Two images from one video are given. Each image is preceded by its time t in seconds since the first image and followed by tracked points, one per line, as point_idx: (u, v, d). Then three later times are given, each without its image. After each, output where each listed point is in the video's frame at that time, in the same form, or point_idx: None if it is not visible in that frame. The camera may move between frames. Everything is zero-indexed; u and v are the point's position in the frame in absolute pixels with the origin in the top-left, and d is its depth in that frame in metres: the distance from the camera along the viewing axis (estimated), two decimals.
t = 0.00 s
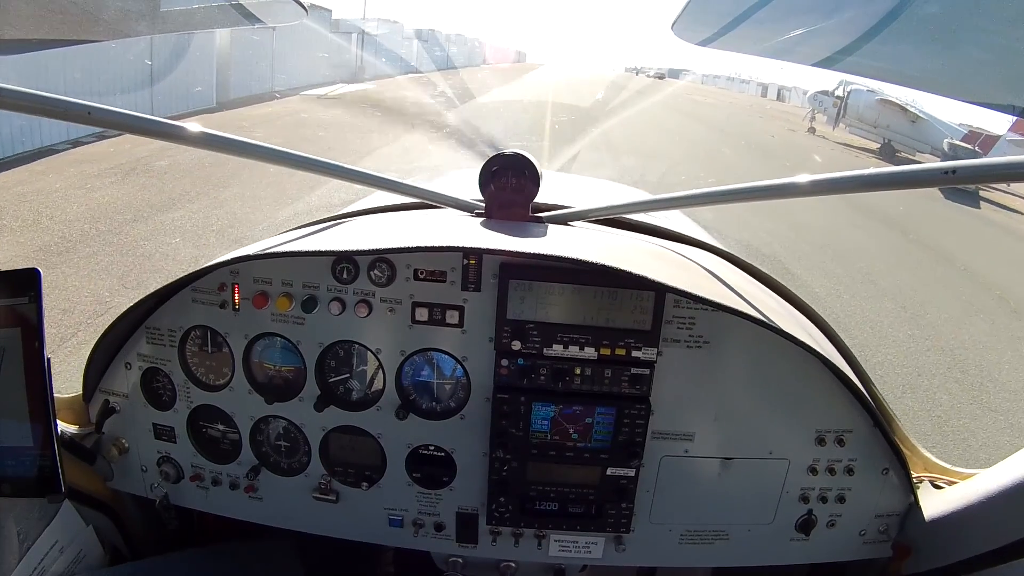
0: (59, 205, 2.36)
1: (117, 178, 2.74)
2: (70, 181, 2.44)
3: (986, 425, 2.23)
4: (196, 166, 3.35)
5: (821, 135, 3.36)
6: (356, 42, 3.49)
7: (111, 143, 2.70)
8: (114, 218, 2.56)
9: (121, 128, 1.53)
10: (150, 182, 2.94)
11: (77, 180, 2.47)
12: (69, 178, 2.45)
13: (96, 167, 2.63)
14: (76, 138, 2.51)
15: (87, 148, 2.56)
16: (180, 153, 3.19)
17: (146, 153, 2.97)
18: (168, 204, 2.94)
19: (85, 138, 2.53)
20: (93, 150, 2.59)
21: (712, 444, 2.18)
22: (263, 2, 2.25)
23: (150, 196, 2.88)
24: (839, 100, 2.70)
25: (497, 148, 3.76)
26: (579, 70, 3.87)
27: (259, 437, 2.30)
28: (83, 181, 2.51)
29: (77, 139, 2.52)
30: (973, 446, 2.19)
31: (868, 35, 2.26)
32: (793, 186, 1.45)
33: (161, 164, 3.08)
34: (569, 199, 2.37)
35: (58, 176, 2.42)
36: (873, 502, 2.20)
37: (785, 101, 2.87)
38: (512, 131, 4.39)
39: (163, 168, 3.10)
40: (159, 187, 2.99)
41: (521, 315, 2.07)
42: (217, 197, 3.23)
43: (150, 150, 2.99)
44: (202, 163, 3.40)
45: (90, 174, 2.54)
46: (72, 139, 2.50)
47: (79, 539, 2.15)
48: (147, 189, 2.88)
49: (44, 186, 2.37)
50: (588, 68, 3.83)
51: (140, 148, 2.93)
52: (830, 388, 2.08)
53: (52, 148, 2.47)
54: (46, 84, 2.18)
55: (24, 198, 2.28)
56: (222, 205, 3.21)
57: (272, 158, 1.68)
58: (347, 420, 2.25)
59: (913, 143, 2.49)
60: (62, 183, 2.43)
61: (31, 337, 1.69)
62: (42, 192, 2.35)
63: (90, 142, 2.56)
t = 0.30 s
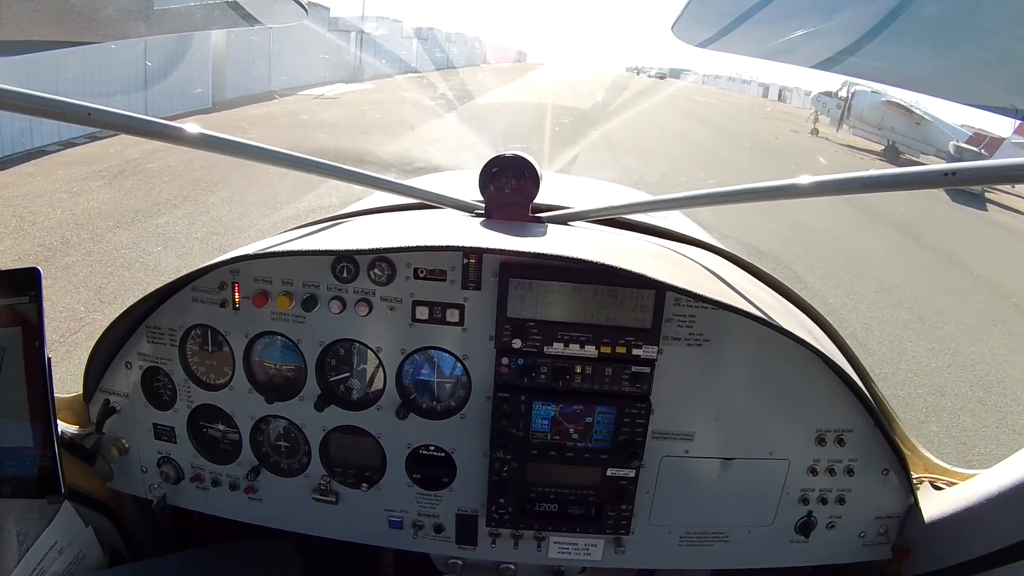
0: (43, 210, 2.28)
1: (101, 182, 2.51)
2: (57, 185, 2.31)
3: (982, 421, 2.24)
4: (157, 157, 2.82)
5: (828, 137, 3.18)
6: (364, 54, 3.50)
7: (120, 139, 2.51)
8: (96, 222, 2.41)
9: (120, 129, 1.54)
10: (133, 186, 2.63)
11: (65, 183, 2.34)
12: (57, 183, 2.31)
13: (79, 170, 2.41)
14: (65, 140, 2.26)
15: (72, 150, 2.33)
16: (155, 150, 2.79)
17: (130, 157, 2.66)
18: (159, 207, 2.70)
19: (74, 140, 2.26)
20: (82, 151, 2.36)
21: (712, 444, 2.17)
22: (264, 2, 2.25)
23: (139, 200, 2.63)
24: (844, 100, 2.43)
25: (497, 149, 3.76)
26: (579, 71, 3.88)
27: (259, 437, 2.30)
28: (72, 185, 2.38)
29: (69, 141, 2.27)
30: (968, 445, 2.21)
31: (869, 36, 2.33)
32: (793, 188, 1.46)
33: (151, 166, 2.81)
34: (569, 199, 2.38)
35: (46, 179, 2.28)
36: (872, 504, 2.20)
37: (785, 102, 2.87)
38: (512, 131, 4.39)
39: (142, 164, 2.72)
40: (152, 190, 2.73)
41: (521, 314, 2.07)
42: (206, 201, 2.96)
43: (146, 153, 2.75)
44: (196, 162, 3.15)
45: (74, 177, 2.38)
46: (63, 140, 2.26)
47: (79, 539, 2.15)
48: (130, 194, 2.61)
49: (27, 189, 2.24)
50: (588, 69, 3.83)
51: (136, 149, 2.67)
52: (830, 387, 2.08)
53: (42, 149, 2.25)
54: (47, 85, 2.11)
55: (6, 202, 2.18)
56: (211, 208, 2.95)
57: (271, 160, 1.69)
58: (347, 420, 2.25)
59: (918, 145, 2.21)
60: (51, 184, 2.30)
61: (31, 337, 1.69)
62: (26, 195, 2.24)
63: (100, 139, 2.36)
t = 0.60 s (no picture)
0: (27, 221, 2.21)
1: (87, 192, 2.38)
2: (44, 194, 2.24)
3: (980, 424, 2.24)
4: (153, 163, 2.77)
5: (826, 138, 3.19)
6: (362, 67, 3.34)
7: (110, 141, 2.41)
8: (80, 235, 2.30)
9: (122, 129, 1.55)
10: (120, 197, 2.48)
11: (52, 193, 2.25)
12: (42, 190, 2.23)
13: (62, 178, 2.27)
14: (57, 146, 2.20)
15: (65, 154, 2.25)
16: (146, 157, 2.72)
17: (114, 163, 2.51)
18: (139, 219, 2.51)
19: (67, 144, 2.21)
20: (76, 156, 2.26)
21: (711, 443, 2.18)
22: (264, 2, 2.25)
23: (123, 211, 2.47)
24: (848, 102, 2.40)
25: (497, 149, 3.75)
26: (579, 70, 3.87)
27: (260, 436, 2.31)
28: (62, 195, 2.29)
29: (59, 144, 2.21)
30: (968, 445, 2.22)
31: (869, 36, 2.24)
32: (793, 188, 1.46)
33: (139, 174, 2.66)
34: (569, 200, 2.38)
35: (32, 189, 2.21)
36: (872, 502, 2.21)
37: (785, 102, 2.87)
38: (512, 131, 4.38)
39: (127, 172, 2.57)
40: (139, 199, 2.56)
41: (521, 314, 2.07)
42: (193, 213, 2.77)
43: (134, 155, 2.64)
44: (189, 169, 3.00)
45: (60, 186, 2.27)
46: (55, 145, 2.19)
47: (79, 538, 2.15)
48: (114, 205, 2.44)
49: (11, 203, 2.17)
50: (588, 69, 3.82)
51: (123, 155, 2.54)
52: (829, 387, 2.08)
53: (33, 155, 2.15)
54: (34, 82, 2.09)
55: None
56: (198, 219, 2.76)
57: (271, 159, 1.69)
58: (347, 419, 2.25)
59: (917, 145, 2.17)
60: (36, 195, 2.23)
61: (32, 337, 1.69)
62: (11, 205, 2.17)
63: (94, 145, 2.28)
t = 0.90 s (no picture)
0: (9, 226, 2.22)
1: (71, 195, 2.45)
2: (27, 196, 2.28)
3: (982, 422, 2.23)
4: (140, 165, 2.95)
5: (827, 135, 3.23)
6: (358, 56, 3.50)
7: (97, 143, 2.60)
8: (61, 241, 2.31)
9: (120, 129, 1.54)
10: (114, 196, 2.63)
11: (37, 194, 2.31)
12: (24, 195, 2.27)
13: (53, 178, 2.40)
14: (49, 145, 2.41)
15: (55, 155, 2.43)
16: (138, 156, 2.93)
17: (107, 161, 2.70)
18: (119, 227, 2.52)
19: (59, 144, 2.45)
20: (65, 157, 2.46)
21: (711, 443, 2.18)
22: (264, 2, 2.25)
23: (102, 219, 2.48)
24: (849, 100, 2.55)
25: (497, 147, 3.74)
26: (579, 68, 3.86)
27: (260, 436, 2.30)
28: (47, 198, 2.34)
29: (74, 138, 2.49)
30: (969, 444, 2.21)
31: (868, 34, 2.28)
32: (793, 188, 1.45)
33: (128, 175, 2.81)
34: (569, 200, 2.37)
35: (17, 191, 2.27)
36: (872, 500, 2.21)
37: (785, 100, 2.86)
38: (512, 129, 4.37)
39: (118, 172, 2.74)
40: (131, 199, 2.71)
41: (521, 315, 2.07)
42: (181, 214, 2.94)
43: (128, 154, 2.84)
44: (172, 175, 3.18)
45: (45, 187, 2.33)
46: (47, 145, 2.40)
47: (80, 537, 2.15)
48: (106, 203, 2.57)
49: None
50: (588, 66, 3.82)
51: (114, 155, 2.74)
52: (829, 387, 2.08)
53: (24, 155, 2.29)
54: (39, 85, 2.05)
55: None
56: (182, 224, 2.91)
57: (271, 159, 1.68)
58: (348, 419, 2.25)
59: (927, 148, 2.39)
60: (21, 197, 2.27)
61: (32, 337, 1.69)
62: None
63: (89, 142, 2.55)
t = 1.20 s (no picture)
0: None
1: (60, 200, 2.37)
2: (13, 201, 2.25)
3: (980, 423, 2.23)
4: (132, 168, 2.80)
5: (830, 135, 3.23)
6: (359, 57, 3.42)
7: (89, 146, 2.44)
8: (44, 251, 2.28)
9: (120, 128, 1.54)
10: (100, 202, 2.52)
11: (23, 200, 2.26)
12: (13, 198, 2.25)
13: (39, 183, 2.31)
14: (42, 146, 2.32)
15: (48, 159, 2.32)
16: (129, 160, 2.79)
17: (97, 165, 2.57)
18: (102, 235, 2.43)
19: (52, 146, 2.37)
20: (57, 160, 2.35)
21: (711, 444, 2.18)
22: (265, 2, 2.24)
23: (86, 227, 2.39)
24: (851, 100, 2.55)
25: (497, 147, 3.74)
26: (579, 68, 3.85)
27: (259, 437, 2.30)
28: (35, 204, 2.29)
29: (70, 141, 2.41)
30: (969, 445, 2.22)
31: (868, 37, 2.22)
32: (794, 187, 1.45)
33: (116, 180, 2.66)
34: (569, 199, 2.37)
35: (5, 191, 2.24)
36: (872, 502, 2.21)
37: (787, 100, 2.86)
38: (512, 129, 4.37)
39: (108, 176, 2.62)
40: (117, 205, 2.60)
41: (521, 316, 2.07)
42: (181, 214, 2.93)
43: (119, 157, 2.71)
44: (164, 178, 3.03)
45: (32, 192, 2.28)
46: (36, 148, 2.29)
47: (79, 538, 2.15)
48: (90, 210, 2.46)
49: None
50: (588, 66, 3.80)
51: (108, 158, 2.60)
52: (829, 388, 2.08)
53: (15, 157, 2.20)
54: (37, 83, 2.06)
55: None
56: (168, 232, 2.82)
57: (271, 159, 1.68)
58: (348, 420, 2.25)
59: (928, 146, 2.40)
60: (6, 203, 2.24)
61: (32, 338, 1.69)
62: None
63: (83, 145, 2.44)
